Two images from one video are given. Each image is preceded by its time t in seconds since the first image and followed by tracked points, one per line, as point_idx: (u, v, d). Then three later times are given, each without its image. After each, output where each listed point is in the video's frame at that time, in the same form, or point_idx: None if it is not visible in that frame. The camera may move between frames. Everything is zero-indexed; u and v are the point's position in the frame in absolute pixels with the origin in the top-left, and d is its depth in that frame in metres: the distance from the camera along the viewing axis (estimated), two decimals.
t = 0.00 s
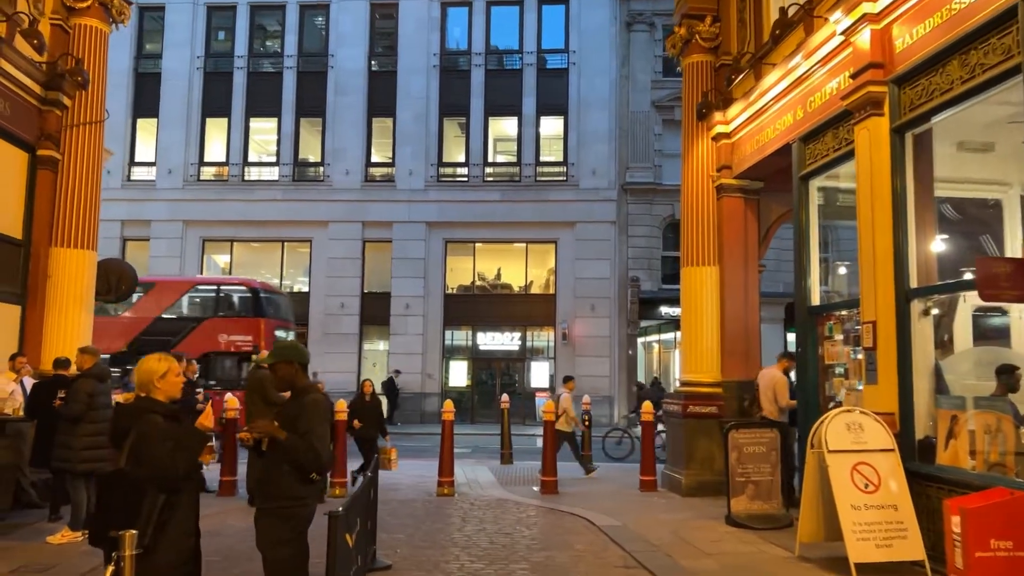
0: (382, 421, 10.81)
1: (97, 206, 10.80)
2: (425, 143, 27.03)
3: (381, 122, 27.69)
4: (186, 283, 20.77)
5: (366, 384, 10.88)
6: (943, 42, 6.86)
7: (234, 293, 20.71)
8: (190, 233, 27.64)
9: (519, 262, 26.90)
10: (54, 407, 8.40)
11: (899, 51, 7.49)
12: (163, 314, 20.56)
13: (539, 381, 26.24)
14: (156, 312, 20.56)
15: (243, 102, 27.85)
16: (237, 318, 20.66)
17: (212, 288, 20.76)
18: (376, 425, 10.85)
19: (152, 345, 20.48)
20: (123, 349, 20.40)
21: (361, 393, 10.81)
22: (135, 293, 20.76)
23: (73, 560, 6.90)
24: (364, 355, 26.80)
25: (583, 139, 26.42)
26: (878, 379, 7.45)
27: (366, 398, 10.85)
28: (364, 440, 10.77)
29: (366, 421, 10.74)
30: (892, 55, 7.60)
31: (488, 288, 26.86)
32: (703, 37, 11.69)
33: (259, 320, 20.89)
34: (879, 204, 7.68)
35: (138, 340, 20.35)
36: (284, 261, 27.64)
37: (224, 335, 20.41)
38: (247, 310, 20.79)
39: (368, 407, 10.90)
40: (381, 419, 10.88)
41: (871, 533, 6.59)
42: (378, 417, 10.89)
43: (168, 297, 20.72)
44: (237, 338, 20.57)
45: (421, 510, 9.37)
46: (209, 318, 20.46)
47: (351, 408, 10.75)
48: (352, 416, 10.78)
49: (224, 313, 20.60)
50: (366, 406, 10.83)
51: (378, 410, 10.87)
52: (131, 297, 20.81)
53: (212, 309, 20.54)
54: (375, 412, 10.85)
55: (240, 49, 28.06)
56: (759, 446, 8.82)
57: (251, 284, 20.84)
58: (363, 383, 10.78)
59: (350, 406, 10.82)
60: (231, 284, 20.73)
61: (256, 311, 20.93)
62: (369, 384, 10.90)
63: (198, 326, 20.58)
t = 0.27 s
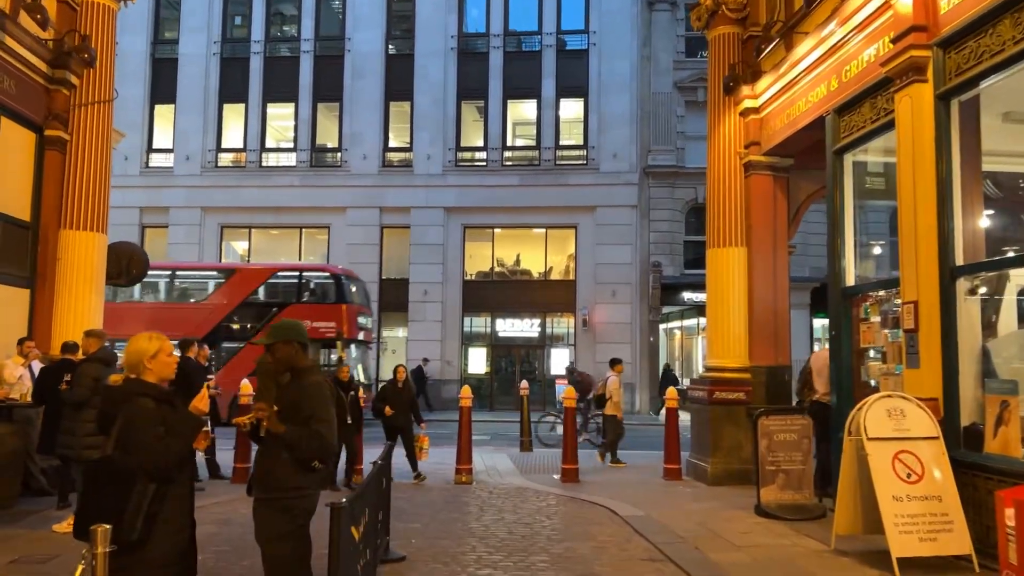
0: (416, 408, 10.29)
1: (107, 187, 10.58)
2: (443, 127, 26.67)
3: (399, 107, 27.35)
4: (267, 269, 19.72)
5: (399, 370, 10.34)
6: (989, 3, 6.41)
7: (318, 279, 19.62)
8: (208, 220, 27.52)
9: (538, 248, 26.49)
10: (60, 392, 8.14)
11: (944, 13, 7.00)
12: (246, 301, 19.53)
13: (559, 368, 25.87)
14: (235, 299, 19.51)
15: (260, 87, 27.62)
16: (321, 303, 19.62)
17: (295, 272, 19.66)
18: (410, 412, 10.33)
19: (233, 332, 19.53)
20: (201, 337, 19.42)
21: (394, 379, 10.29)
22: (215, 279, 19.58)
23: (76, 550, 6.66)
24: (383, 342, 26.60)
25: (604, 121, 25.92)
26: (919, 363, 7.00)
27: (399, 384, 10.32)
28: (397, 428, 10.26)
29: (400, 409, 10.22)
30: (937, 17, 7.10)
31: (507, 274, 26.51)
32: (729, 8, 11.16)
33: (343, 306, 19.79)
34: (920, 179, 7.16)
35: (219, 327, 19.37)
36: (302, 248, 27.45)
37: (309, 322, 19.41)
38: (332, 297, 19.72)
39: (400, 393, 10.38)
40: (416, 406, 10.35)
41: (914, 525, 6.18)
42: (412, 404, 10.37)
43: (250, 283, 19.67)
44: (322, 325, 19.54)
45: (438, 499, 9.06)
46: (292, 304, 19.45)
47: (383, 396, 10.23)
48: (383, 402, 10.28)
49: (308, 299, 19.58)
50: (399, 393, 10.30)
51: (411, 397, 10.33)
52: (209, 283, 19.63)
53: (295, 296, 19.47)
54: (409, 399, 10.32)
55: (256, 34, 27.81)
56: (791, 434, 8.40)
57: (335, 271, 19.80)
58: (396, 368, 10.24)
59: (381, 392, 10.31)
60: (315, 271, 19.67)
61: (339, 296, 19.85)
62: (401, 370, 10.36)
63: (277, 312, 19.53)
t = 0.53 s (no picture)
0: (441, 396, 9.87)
1: (107, 166, 10.27)
2: (454, 108, 26.24)
3: (410, 87, 26.92)
4: (339, 254, 18.75)
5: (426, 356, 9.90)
6: None
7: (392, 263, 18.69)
8: (218, 203, 27.28)
9: (551, 231, 26.07)
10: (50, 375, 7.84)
11: None
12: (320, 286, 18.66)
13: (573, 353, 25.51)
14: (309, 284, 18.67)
15: (270, 68, 27.25)
16: (397, 288, 18.76)
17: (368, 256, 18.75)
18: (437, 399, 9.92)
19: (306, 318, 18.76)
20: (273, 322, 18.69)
21: (420, 365, 9.87)
22: (286, 262, 18.72)
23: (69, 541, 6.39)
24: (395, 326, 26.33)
25: (618, 101, 25.39)
26: (957, 348, 6.57)
27: (424, 371, 9.92)
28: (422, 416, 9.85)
29: (425, 396, 9.82)
30: None
31: (520, 258, 26.13)
32: None
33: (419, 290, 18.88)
34: (961, 151, 6.70)
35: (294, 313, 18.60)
36: (312, 232, 27.16)
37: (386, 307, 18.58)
38: (407, 281, 18.78)
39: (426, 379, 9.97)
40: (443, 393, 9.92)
41: (953, 520, 5.79)
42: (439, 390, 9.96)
43: (323, 267, 18.74)
44: (399, 309, 18.73)
45: (447, 488, 8.74)
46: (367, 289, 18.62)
47: (409, 382, 9.85)
48: (408, 389, 9.91)
49: (383, 283, 18.73)
50: (425, 379, 9.88)
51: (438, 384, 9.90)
52: (279, 266, 18.77)
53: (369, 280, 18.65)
54: (436, 386, 9.91)
55: (265, 14, 27.40)
56: (816, 422, 8.01)
57: (410, 254, 18.76)
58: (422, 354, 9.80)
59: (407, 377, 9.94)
60: (391, 255, 18.73)
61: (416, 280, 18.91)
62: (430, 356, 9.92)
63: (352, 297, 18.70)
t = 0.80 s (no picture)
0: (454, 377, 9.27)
1: (97, 139, 9.94)
2: (459, 83, 25.76)
3: (413, 62, 26.43)
4: (408, 234, 18.48)
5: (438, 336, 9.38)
6: None
7: (463, 243, 18.43)
8: (221, 180, 26.94)
9: (558, 209, 25.64)
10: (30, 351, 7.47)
11: None
12: (390, 266, 18.38)
13: (580, 332, 25.18)
14: (378, 264, 18.37)
15: (271, 43, 26.79)
16: (468, 268, 18.49)
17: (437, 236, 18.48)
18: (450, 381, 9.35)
19: (376, 298, 18.51)
20: (341, 302, 18.41)
21: (431, 346, 9.35)
22: (354, 242, 18.36)
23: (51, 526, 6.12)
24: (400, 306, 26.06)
25: (626, 75, 24.86)
26: (985, 324, 6.21)
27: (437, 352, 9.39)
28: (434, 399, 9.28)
29: (437, 378, 9.26)
30: None
31: (526, 236, 25.74)
32: None
33: (489, 270, 18.58)
34: (991, 114, 6.30)
35: (365, 293, 18.32)
36: (315, 210, 26.82)
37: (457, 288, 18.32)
38: (477, 261, 18.52)
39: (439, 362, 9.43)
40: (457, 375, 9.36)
41: (980, 505, 5.46)
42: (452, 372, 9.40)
43: (392, 248, 18.44)
44: (469, 290, 18.46)
45: (448, 471, 8.46)
46: (437, 269, 18.35)
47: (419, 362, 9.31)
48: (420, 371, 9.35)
49: (451, 264, 18.44)
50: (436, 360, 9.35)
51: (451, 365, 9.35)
52: (344, 246, 18.39)
53: (439, 260, 18.38)
54: (448, 367, 9.35)
55: None
56: (832, 402, 7.67)
57: (480, 233, 18.52)
58: (433, 333, 9.28)
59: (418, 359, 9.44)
60: (461, 234, 18.52)
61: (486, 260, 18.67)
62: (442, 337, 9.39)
63: (421, 278, 18.40)
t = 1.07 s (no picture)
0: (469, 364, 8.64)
1: (88, 120, 9.68)
2: (465, 64, 25.30)
3: (419, 44, 25.97)
4: (483, 219, 18.17)
5: (449, 322, 8.70)
6: None
7: (539, 229, 18.03)
8: (224, 165, 26.60)
9: (566, 193, 25.22)
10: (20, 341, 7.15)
11: None
12: (465, 251, 18.17)
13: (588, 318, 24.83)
14: (452, 250, 18.14)
15: (275, 25, 26.36)
16: (544, 254, 18.12)
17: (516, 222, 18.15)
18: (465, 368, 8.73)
19: (451, 283, 18.30)
20: (414, 288, 18.26)
21: (444, 330, 8.73)
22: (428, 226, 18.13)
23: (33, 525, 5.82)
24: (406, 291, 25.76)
25: (636, 56, 24.35)
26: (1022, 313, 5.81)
27: (450, 337, 8.71)
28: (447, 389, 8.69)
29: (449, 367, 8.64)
30: None
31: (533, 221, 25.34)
32: None
33: (566, 257, 18.19)
34: None
35: (440, 279, 18.14)
36: (320, 195, 26.47)
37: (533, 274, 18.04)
38: (554, 247, 18.15)
39: (453, 347, 8.76)
40: (471, 362, 8.72)
41: (1018, 507, 5.10)
42: (467, 358, 8.77)
43: (467, 233, 18.16)
44: (545, 277, 18.15)
45: (451, 464, 8.14)
46: (513, 255, 18.07)
47: (431, 349, 8.66)
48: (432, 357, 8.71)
49: (528, 249, 18.12)
50: (447, 348, 8.70)
51: (464, 353, 8.70)
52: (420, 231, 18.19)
53: (516, 247, 18.08)
54: (462, 354, 8.72)
55: None
56: (853, 394, 7.30)
57: (557, 219, 18.11)
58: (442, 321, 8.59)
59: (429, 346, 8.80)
60: (536, 220, 18.09)
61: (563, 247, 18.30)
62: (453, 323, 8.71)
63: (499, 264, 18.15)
